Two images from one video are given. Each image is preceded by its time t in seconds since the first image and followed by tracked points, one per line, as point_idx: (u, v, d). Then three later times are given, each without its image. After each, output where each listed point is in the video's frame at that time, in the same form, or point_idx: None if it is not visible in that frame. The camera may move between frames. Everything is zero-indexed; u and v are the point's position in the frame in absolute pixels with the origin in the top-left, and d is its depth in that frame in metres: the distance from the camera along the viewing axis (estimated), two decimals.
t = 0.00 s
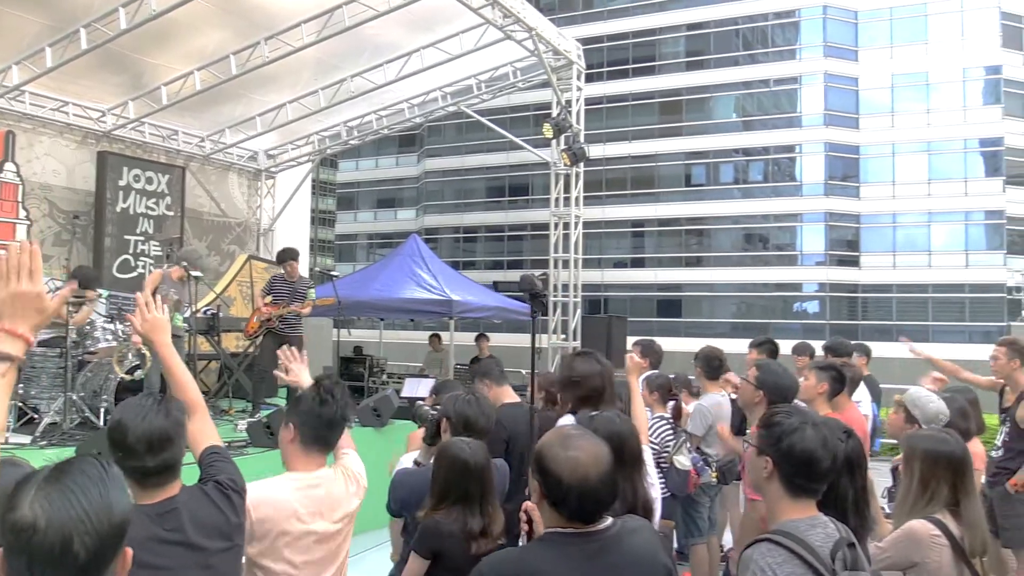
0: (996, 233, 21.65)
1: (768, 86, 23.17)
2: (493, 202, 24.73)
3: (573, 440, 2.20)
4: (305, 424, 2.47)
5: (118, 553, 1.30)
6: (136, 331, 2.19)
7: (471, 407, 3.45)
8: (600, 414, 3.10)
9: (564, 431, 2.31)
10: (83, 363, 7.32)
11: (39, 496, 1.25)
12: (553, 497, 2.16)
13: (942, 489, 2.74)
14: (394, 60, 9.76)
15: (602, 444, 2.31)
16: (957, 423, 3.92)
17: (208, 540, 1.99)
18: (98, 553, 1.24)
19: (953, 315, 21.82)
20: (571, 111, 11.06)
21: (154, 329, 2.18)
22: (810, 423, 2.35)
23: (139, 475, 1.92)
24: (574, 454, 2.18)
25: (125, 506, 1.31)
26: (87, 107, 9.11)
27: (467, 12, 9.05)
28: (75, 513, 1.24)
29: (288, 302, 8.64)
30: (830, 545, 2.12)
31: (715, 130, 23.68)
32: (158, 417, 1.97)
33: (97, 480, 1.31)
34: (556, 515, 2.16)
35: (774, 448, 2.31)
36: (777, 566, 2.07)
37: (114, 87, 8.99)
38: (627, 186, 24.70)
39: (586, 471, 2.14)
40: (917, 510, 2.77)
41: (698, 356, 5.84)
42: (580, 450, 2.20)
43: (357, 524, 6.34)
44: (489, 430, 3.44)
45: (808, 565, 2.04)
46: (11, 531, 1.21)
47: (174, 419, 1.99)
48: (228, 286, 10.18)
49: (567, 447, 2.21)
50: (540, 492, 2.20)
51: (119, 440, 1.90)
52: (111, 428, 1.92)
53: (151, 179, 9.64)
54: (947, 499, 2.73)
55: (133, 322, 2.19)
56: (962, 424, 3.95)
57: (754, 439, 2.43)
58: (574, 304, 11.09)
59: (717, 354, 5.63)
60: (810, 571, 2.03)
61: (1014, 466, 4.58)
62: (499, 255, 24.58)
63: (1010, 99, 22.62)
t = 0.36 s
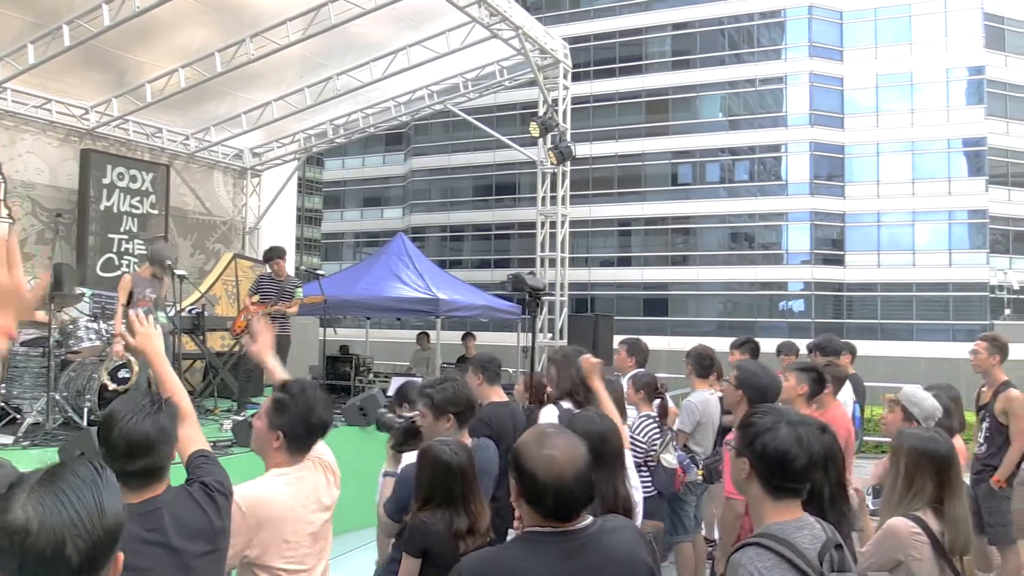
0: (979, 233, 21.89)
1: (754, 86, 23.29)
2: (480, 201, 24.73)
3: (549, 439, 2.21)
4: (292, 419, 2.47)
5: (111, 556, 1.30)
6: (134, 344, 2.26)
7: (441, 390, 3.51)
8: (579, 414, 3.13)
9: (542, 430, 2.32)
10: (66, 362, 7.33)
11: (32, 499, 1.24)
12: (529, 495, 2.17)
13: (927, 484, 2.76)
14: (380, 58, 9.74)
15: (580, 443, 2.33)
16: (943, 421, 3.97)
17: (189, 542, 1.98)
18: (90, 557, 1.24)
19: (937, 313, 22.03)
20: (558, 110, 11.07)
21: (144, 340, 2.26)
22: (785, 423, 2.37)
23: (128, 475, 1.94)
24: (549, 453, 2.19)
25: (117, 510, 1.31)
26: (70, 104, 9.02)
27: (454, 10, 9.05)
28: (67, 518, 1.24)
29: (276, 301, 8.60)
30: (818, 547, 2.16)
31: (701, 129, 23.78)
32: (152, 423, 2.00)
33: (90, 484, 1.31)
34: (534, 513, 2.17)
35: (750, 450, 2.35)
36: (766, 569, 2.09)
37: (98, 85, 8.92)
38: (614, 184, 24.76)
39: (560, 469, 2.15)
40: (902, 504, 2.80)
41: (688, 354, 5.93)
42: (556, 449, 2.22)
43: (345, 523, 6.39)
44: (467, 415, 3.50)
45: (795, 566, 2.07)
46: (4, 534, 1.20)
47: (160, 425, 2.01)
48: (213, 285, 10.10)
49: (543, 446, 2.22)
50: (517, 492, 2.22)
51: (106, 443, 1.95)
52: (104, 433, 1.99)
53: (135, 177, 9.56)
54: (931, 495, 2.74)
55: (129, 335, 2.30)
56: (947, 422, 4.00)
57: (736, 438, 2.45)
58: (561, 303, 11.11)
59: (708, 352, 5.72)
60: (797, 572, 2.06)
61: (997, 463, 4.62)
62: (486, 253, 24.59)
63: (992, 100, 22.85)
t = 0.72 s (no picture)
0: (971, 231, 21.97)
1: (748, 84, 23.34)
2: (475, 199, 24.72)
3: (539, 437, 2.22)
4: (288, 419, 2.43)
5: (100, 546, 1.30)
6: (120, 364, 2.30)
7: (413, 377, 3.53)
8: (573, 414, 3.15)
9: (533, 428, 2.33)
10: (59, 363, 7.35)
11: (20, 487, 1.25)
12: (520, 493, 2.17)
13: (917, 482, 2.77)
14: (374, 56, 9.72)
15: (570, 442, 2.34)
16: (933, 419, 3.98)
17: (185, 545, 1.96)
18: (75, 546, 1.23)
19: (929, 311, 22.09)
20: (552, 109, 11.06)
21: (129, 359, 2.33)
22: (785, 422, 2.38)
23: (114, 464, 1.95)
24: (539, 451, 2.20)
25: (107, 502, 1.31)
26: (62, 103, 8.98)
27: (447, 8, 9.03)
28: (53, 505, 1.23)
29: (267, 300, 8.63)
30: (807, 545, 2.16)
31: (695, 128, 23.82)
32: (145, 421, 2.02)
33: (79, 475, 1.31)
34: (524, 510, 2.16)
35: (751, 448, 2.34)
36: (752, 567, 2.09)
37: (90, 83, 8.88)
38: (608, 183, 24.78)
39: (551, 467, 2.16)
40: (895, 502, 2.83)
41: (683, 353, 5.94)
42: (546, 447, 2.22)
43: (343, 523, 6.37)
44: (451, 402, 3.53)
45: (783, 565, 2.07)
46: None
47: (152, 425, 2.01)
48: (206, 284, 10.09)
49: (533, 444, 2.23)
50: (508, 490, 2.22)
51: (102, 433, 1.99)
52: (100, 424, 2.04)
53: (127, 175, 9.51)
54: (922, 492, 2.75)
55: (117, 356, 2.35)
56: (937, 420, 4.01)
57: (731, 436, 2.46)
58: (555, 302, 11.10)
59: (703, 350, 5.74)
60: (785, 571, 2.06)
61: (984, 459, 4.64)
62: (480, 252, 24.60)
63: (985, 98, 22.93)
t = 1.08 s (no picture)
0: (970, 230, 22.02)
1: (747, 83, 23.34)
2: (474, 198, 24.71)
3: (543, 437, 2.22)
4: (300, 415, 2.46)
5: (102, 542, 1.33)
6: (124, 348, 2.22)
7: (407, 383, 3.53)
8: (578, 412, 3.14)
9: (535, 428, 2.32)
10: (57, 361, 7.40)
11: (21, 488, 1.27)
12: (522, 492, 2.17)
13: (908, 480, 2.78)
14: (373, 55, 9.71)
15: (574, 440, 2.34)
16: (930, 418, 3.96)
17: (186, 539, 1.97)
18: (81, 544, 1.27)
19: (928, 310, 22.12)
20: (550, 108, 11.06)
21: (140, 345, 2.23)
22: (790, 417, 2.38)
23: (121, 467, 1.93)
24: (542, 450, 2.20)
25: (108, 497, 1.35)
26: (60, 101, 8.96)
27: (446, 7, 9.02)
28: (58, 504, 1.26)
29: (266, 299, 8.62)
30: (810, 541, 2.16)
31: (694, 127, 23.82)
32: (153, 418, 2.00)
33: (79, 474, 1.34)
34: (527, 510, 2.16)
35: (756, 443, 2.35)
36: (756, 563, 2.09)
37: (89, 81, 8.86)
38: (607, 182, 24.78)
39: (554, 466, 2.16)
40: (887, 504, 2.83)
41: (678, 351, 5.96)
42: (548, 446, 2.22)
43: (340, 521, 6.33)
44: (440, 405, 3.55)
45: (789, 561, 2.06)
46: None
47: (160, 419, 2.02)
48: (205, 282, 10.09)
49: (536, 444, 2.23)
50: (510, 489, 2.22)
51: (107, 432, 1.94)
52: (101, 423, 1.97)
53: (126, 174, 9.49)
54: (914, 488, 2.76)
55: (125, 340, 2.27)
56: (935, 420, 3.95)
57: (735, 433, 2.46)
58: (554, 300, 11.09)
59: (700, 349, 5.75)
60: (791, 568, 2.06)
61: (983, 458, 4.64)
62: (479, 250, 24.58)
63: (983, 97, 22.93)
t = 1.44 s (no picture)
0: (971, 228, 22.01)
1: (748, 82, 23.32)
2: (475, 197, 24.70)
3: (553, 436, 2.20)
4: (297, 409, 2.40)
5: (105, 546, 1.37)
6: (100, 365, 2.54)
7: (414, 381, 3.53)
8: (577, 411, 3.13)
9: (542, 428, 2.31)
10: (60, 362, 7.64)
11: (23, 495, 1.30)
12: (533, 492, 2.15)
13: (902, 477, 2.78)
14: (373, 54, 9.69)
15: (582, 439, 2.33)
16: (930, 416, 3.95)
17: (189, 534, 2.00)
18: (86, 548, 1.30)
19: (929, 309, 22.09)
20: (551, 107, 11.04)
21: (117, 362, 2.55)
22: (798, 416, 2.38)
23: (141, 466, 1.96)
24: (553, 449, 2.18)
25: (111, 502, 1.39)
26: (61, 102, 8.95)
27: (446, 6, 9.01)
28: (63, 508, 1.30)
29: (269, 299, 8.63)
30: (818, 541, 2.16)
31: (695, 125, 23.82)
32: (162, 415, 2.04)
33: (82, 478, 1.38)
34: (540, 509, 2.14)
35: (764, 442, 2.33)
36: (765, 563, 2.09)
37: (89, 82, 8.86)
38: (608, 181, 24.75)
39: (566, 463, 2.15)
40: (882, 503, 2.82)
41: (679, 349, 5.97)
42: (559, 446, 2.20)
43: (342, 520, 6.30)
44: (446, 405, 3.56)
45: (797, 562, 2.07)
46: None
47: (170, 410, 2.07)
48: (207, 282, 10.11)
49: (546, 442, 2.21)
50: (519, 489, 2.19)
51: (129, 429, 1.95)
52: (119, 421, 1.96)
53: (127, 174, 9.50)
54: (908, 485, 2.76)
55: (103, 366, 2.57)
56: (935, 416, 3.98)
57: (742, 432, 2.44)
58: (556, 299, 11.06)
59: (700, 348, 5.72)
60: (798, 568, 2.06)
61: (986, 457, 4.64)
62: (481, 250, 24.57)
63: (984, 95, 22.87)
